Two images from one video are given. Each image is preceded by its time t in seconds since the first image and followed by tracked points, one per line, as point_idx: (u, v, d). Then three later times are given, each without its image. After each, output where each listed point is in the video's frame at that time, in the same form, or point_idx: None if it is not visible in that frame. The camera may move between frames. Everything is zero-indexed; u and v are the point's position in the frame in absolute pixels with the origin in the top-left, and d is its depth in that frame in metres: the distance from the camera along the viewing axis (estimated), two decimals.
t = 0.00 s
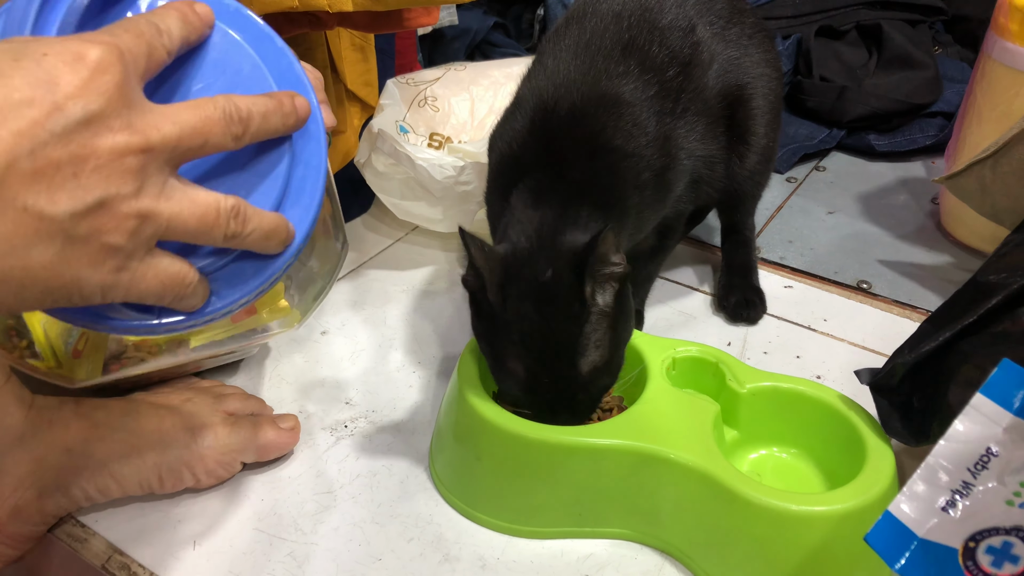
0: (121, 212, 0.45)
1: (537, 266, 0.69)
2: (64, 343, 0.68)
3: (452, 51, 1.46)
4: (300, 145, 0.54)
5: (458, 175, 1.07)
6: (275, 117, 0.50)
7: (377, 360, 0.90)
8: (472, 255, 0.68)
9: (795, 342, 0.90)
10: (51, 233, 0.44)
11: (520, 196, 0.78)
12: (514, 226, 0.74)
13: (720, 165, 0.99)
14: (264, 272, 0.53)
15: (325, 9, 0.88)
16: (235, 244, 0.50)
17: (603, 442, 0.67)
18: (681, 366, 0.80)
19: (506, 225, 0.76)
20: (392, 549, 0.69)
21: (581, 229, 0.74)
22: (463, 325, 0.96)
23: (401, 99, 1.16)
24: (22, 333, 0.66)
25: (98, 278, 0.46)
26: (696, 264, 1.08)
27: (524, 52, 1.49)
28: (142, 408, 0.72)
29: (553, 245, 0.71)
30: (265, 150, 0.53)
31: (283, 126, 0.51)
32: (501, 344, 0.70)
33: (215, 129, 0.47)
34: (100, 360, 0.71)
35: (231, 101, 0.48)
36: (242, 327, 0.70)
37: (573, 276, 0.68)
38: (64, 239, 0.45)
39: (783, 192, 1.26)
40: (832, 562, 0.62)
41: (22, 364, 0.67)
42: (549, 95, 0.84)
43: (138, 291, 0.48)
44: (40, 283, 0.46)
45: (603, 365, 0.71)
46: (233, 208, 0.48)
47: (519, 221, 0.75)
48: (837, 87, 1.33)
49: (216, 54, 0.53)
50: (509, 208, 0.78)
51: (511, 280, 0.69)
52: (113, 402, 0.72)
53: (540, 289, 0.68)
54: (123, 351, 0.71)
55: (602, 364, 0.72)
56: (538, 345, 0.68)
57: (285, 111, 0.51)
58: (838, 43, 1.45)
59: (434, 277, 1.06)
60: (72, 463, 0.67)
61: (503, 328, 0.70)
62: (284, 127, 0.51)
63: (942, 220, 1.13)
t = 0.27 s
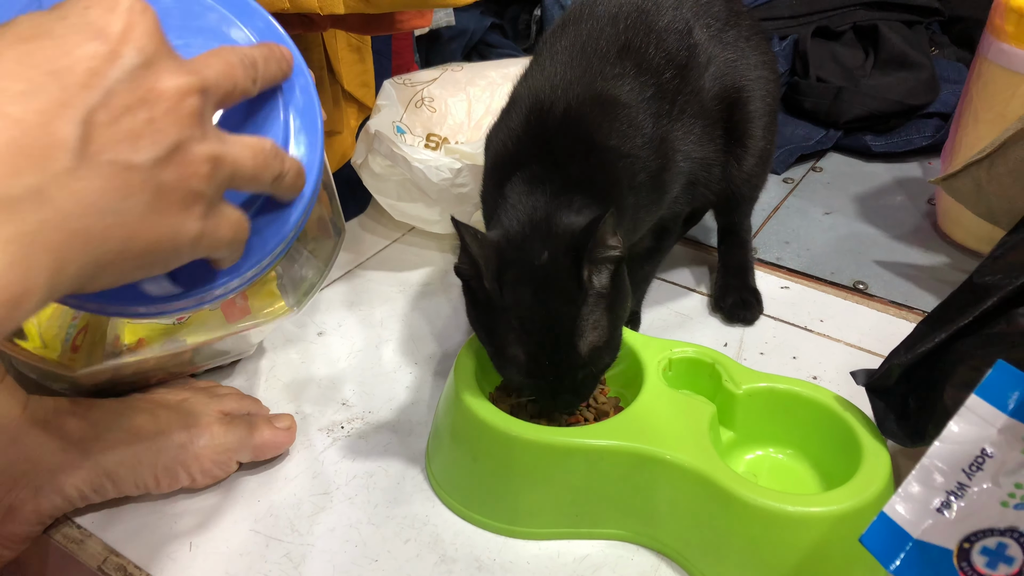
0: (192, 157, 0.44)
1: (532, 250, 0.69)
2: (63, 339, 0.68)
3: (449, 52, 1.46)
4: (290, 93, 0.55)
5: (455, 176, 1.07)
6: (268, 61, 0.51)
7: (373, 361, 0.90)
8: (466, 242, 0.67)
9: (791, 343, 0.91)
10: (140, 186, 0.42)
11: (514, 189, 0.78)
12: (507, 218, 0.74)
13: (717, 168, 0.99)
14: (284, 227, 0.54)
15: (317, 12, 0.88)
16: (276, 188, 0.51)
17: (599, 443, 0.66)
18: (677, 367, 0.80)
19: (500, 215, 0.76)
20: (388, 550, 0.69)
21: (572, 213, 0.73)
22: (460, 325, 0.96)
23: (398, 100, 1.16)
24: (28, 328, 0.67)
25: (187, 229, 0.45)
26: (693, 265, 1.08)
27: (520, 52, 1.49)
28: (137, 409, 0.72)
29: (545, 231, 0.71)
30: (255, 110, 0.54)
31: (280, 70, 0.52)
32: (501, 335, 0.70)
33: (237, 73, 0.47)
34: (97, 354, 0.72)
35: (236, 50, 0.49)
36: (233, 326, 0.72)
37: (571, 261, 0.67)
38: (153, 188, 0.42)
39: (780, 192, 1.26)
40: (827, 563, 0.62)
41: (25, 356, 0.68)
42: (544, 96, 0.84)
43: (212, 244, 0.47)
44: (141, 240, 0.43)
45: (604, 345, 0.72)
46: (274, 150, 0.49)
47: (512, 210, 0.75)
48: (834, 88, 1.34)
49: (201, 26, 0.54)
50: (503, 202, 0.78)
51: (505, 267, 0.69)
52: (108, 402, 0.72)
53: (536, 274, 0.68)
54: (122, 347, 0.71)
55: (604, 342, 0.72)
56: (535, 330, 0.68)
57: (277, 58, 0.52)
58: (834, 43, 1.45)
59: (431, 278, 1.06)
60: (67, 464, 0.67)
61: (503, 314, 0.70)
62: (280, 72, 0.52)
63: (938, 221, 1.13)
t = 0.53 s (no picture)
0: (233, 94, 0.48)
1: (528, 264, 0.68)
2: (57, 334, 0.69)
3: (448, 50, 1.45)
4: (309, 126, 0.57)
5: (454, 174, 1.07)
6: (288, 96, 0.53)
7: (371, 360, 0.90)
8: (455, 264, 0.68)
9: (790, 341, 0.90)
10: (196, 118, 0.45)
11: (510, 190, 0.77)
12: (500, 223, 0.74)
13: (716, 167, 0.99)
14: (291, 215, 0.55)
15: (317, 8, 0.87)
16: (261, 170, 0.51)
17: (598, 442, 0.66)
18: (676, 365, 0.80)
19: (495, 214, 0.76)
20: (387, 548, 0.68)
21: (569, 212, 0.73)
22: (458, 324, 0.96)
23: (397, 98, 1.15)
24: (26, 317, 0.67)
25: (232, 166, 0.48)
26: (693, 264, 1.08)
27: (519, 51, 1.49)
28: (135, 407, 0.71)
29: (541, 235, 0.70)
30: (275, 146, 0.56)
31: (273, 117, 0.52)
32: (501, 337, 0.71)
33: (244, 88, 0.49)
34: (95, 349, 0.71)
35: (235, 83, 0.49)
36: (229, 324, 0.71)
37: (566, 273, 0.67)
38: (204, 123, 0.46)
39: (779, 191, 1.26)
40: (827, 562, 0.62)
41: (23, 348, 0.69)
42: (543, 93, 0.84)
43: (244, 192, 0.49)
44: (198, 171, 0.46)
45: (603, 339, 0.72)
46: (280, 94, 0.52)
47: (506, 211, 0.75)
48: (833, 87, 1.33)
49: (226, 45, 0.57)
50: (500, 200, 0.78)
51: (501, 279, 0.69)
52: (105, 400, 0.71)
53: (533, 289, 0.68)
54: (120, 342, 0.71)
55: (605, 335, 0.73)
56: (533, 333, 0.68)
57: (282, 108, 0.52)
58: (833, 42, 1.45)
59: (430, 276, 1.05)
60: (65, 461, 0.66)
61: (499, 321, 0.70)
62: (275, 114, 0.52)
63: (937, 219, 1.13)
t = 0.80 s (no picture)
0: (119, 169, 0.38)
1: (525, 263, 0.68)
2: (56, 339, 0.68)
3: (447, 51, 1.46)
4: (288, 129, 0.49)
5: (452, 175, 1.08)
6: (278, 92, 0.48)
7: (370, 360, 0.90)
8: (452, 261, 0.70)
9: (787, 341, 0.91)
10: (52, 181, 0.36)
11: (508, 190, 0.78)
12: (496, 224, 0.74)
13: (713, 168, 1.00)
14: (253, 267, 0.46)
15: (314, 10, 0.88)
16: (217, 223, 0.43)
17: (595, 441, 0.67)
18: (673, 365, 0.80)
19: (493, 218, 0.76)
20: (385, 547, 0.69)
21: (566, 211, 0.73)
22: (456, 324, 0.97)
23: (395, 99, 1.16)
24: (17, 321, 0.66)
25: (88, 240, 0.38)
26: (690, 265, 1.08)
27: (517, 52, 1.49)
28: (134, 407, 0.72)
29: (538, 235, 0.70)
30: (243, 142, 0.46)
31: (262, 122, 0.46)
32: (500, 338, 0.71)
33: (202, 106, 0.42)
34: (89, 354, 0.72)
35: (216, 86, 0.43)
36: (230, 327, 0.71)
37: (563, 274, 0.67)
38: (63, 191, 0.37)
39: (776, 191, 1.27)
40: (822, 560, 0.62)
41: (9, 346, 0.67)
42: (541, 94, 0.85)
43: (117, 264, 0.40)
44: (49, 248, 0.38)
45: (602, 338, 0.72)
46: (219, 183, 0.41)
47: (504, 211, 0.75)
48: (830, 88, 1.34)
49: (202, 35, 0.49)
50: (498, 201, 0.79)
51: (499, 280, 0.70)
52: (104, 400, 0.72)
53: (532, 287, 0.68)
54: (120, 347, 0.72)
55: (604, 334, 0.73)
56: (531, 334, 0.69)
57: (268, 106, 0.46)
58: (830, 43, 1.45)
59: (428, 276, 1.06)
60: (65, 461, 0.67)
61: (497, 321, 0.71)
62: (264, 120, 0.46)
63: (933, 220, 1.14)
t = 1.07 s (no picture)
0: (35, 203, 0.40)
1: (552, 269, 0.69)
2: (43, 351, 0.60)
3: (446, 50, 1.45)
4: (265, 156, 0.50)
5: (453, 175, 1.07)
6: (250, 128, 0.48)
7: (371, 361, 0.90)
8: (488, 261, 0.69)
9: (789, 341, 0.91)
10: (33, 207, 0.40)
11: (519, 193, 0.77)
12: (516, 228, 0.74)
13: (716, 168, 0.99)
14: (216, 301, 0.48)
15: (322, 8, 0.87)
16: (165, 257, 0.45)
17: (598, 442, 0.66)
18: (675, 366, 0.80)
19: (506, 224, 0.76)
20: (386, 550, 0.68)
21: (586, 224, 0.74)
22: (457, 325, 0.96)
23: (395, 98, 1.15)
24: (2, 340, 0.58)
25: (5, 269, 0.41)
26: (692, 264, 1.08)
27: (517, 50, 1.49)
28: (133, 409, 0.71)
29: (561, 246, 0.71)
30: (223, 171, 0.49)
31: (225, 153, 0.47)
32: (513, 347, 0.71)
33: (149, 136, 0.43)
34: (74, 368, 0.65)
35: (168, 117, 0.44)
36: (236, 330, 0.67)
37: (587, 280, 0.69)
38: None
39: (777, 191, 1.26)
40: (827, 562, 0.62)
41: None
42: (547, 94, 0.84)
43: (50, 295, 0.43)
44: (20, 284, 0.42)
45: (613, 361, 0.73)
46: (161, 217, 0.43)
47: (519, 219, 0.75)
48: (831, 87, 1.34)
49: (207, 75, 0.51)
50: (507, 205, 0.78)
51: (524, 286, 0.69)
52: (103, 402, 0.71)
53: (554, 295, 0.68)
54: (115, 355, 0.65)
55: (612, 359, 0.73)
56: (549, 347, 0.68)
57: (231, 137, 0.47)
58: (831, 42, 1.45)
59: (429, 277, 1.05)
60: (64, 463, 0.66)
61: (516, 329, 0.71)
62: (225, 153, 0.47)
63: (935, 219, 1.13)
